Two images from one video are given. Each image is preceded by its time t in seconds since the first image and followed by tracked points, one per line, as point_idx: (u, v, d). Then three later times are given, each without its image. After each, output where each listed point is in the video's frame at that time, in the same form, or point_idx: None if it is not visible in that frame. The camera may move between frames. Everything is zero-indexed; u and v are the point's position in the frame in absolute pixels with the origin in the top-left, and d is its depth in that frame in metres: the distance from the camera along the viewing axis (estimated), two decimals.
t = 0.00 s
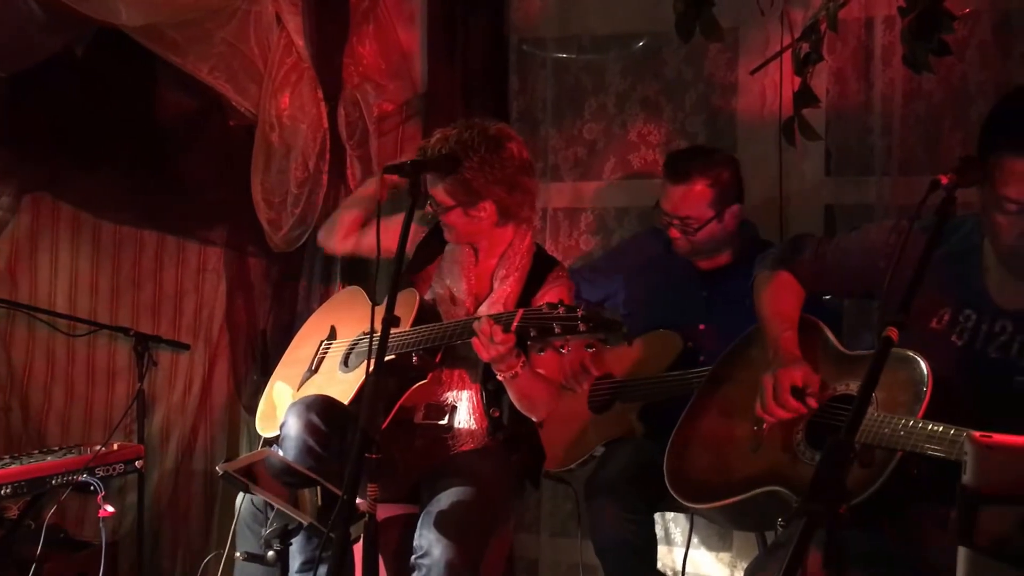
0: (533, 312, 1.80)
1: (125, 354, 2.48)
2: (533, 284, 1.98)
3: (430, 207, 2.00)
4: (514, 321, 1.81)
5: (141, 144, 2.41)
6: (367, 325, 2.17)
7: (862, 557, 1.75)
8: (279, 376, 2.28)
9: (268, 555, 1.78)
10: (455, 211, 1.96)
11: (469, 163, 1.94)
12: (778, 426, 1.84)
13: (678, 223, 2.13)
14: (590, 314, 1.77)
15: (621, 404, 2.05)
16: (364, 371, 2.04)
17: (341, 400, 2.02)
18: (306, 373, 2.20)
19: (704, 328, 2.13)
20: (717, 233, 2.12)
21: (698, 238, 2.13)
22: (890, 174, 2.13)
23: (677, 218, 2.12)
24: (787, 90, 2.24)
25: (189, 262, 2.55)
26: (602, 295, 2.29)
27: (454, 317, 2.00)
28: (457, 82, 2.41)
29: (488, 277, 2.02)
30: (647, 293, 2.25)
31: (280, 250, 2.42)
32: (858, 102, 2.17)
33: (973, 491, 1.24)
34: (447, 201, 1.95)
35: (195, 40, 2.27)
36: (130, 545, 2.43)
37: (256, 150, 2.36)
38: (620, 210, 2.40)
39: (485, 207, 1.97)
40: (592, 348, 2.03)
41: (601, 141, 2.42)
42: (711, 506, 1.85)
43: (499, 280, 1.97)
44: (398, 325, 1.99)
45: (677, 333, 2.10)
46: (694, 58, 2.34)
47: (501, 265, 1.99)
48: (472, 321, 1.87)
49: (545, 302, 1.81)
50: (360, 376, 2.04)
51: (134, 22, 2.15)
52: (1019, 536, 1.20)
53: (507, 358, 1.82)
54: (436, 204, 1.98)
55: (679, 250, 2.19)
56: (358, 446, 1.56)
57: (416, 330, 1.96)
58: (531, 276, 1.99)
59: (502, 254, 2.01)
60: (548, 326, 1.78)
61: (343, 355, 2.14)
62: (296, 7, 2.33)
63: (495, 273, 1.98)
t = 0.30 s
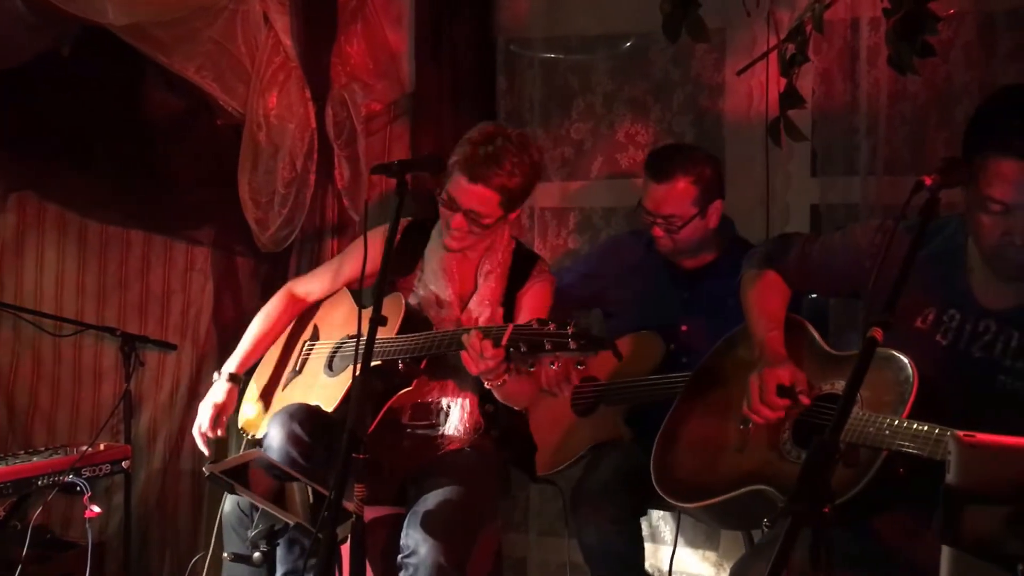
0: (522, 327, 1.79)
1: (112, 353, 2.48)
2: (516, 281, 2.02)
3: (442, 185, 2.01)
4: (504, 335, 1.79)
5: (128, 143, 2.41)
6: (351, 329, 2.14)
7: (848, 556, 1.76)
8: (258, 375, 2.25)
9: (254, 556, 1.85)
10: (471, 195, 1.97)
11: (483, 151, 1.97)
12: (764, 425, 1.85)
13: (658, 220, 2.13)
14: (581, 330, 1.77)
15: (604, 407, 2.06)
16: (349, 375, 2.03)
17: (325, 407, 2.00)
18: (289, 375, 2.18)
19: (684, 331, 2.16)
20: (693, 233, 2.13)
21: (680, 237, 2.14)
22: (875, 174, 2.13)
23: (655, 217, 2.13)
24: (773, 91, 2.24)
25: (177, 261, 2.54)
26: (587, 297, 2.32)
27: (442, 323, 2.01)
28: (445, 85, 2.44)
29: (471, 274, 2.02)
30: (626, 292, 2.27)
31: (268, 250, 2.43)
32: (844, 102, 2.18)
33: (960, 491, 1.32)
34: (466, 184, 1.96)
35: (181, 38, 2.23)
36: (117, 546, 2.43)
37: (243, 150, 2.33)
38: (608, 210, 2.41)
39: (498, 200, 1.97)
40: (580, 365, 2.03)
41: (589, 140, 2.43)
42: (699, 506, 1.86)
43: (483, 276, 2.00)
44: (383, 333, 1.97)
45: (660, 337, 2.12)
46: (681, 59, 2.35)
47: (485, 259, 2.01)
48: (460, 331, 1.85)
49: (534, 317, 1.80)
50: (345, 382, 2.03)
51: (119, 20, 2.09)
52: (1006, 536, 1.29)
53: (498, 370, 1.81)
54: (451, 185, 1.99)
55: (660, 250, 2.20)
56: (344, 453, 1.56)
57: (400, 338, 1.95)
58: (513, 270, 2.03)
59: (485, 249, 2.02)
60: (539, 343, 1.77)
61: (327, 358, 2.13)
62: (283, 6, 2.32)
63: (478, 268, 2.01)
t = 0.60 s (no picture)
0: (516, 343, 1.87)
1: (98, 354, 2.44)
2: (491, 271, 2.12)
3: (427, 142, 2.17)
4: (499, 350, 1.87)
5: (113, 143, 2.40)
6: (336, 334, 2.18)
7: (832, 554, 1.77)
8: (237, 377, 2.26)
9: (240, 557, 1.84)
10: (460, 140, 2.16)
11: (467, 104, 2.18)
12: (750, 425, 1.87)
13: (642, 208, 2.27)
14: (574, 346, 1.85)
15: (587, 408, 2.05)
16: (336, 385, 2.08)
17: (309, 418, 2.07)
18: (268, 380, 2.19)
19: (668, 333, 2.19)
20: (681, 221, 2.23)
21: (666, 226, 2.23)
22: (860, 174, 2.16)
23: (639, 201, 2.27)
24: (760, 92, 2.26)
25: (164, 261, 2.49)
26: (572, 300, 2.33)
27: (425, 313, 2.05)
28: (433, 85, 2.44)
29: (446, 263, 2.11)
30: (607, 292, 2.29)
31: (255, 250, 2.43)
32: (829, 103, 2.19)
33: (944, 489, 1.32)
34: (457, 129, 2.17)
35: (167, 37, 2.24)
36: (103, 547, 2.42)
37: (230, 149, 2.33)
38: (594, 210, 2.40)
39: (485, 144, 2.18)
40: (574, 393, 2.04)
41: (576, 140, 2.43)
42: (680, 505, 1.91)
43: (461, 258, 2.09)
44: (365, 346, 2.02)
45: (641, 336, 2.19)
46: (667, 59, 2.35)
47: (460, 244, 2.11)
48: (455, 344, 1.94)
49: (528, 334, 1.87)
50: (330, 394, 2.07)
51: (104, 18, 2.13)
52: (988, 534, 1.30)
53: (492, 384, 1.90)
54: (441, 135, 2.17)
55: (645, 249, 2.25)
56: (327, 465, 1.55)
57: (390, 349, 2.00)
58: (488, 258, 2.13)
59: (460, 235, 2.13)
60: (535, 359, 1.83)
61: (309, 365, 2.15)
62: (270, 6, 2.31)
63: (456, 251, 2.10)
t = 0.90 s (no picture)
0: (503, 374, 1.91)
1: (84, 354, 2.43)
2: (457, 255, 2.14)
3: (378, 133, 2.12)
4: (484, 381, 1.91)
5: (99, 142, 2.37)
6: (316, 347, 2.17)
7: (817, 550, 1.78)
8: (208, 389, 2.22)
9: (228, 559, 1.87)
10: (409, 124, 2.12)
11: (409, 89, 2.16)
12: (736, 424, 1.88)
13: (641, 194, 2.18)
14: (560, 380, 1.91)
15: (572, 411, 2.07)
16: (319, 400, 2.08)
17: (287, 435, 2.07)
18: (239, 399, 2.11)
19: (654, 334, 2.20)
20: (673, 206, 2.18)
21: (660, 211, 2.18)
22: (846, 175, 2.19)
23: (640, 185, 2.18)
24: (747, 92, 2.28)
25: (151, 261, 2.48)
26: (559, 300, 2.34)
27: (394, 305, 2.05)
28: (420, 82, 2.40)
29: (411, 255, 2.11)
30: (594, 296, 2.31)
31: (243, 250, 2.42)
32: (815, 105, 2.20)
33: (927, 491, 1.33)
34: (404, 114, 2.12)
35: (155, 37, 2.23)
36: (89, 548, 2.41)
37: (217, 147, 2.32)
38: (582, 211, 2.43)
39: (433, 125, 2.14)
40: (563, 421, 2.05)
41: (564, 141, 2.44)
42: (670, 504, 1.90)
43: (426, 247, 2.09)
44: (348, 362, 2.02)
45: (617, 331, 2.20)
46: (655, 61, 2.36)
47: (424, 233, 2.11)
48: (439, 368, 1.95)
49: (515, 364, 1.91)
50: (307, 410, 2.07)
51: (91, 18, 2.12)
52: (971, 533, 1.32)
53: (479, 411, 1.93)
54: (389, 123, 2.12)
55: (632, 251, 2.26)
56: (313, 470, 1.55)
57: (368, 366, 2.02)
58: (454, 245, 2.15)
59: (422, 223, 2.13)
60: (522, 392, 1.89)
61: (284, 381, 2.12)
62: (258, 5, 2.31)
63: (421, 240, 2.10)
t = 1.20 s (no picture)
0: (473, 396, 1.90)
1: (69, 354, 2.43)
2: (437, 252, 2.12)
3: (349, 135, 2.12)
4: (454, 403, 1.90)
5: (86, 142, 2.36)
6: (291, 350, 2.11)
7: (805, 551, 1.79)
8: (189, 388, 2.21)
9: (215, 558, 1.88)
10: (385, 122, 2.11)
11: (380, 86, 2.16)
12: (722, 423, 1.90)
13: (634, 188, 2.21)
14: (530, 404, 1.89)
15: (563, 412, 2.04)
16: (291, 412, 2.04)
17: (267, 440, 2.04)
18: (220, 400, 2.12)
19: (641, 334, 2.21)
20: (661, 202, 2.21)
21: (649, 207, 2.21)
22: (831, 177, 2.20)
23: (631, 179, 2.21)
24: (733, 95, 2.29)
25: (137, 261, 2.48)
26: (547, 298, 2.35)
27: (373, 310, 2.05)
28: (410, 81, 2.41)
29: (388, 256, 2.10)
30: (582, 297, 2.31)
31: (230, 250, 2.42)
32: (801, 107, 2.22)
33: (909, 492, 1.34)
34: (377, 111, 2.12)
35: (142, 37, 2.27)
36: (74, 550, 2.40)
37: (204, 151, 2.33)
38: (568, 212, 2.44)
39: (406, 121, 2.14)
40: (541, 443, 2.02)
41: (551, 142, 2.45)
42: (656, 503, 1.94)
43: (404, 246, 2.09)
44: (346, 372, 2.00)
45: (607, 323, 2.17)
46: (642, 63, 2.37)
47: (400, 233, 2.10)
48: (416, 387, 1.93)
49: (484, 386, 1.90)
50: (288, 415, 2.04)
51: (77, 17, 2.20)
52: (955, 534, 1.33)
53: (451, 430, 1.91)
54: (360, 122, 2.12)
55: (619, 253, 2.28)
56: (297, 474, 1.55)
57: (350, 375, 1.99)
58: (432, 242, 2.12)
59: (398, 221, 2.12)
60: (490, 416, 1.87)
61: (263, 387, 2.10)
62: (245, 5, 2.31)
63: (397, 239, 2.10)
